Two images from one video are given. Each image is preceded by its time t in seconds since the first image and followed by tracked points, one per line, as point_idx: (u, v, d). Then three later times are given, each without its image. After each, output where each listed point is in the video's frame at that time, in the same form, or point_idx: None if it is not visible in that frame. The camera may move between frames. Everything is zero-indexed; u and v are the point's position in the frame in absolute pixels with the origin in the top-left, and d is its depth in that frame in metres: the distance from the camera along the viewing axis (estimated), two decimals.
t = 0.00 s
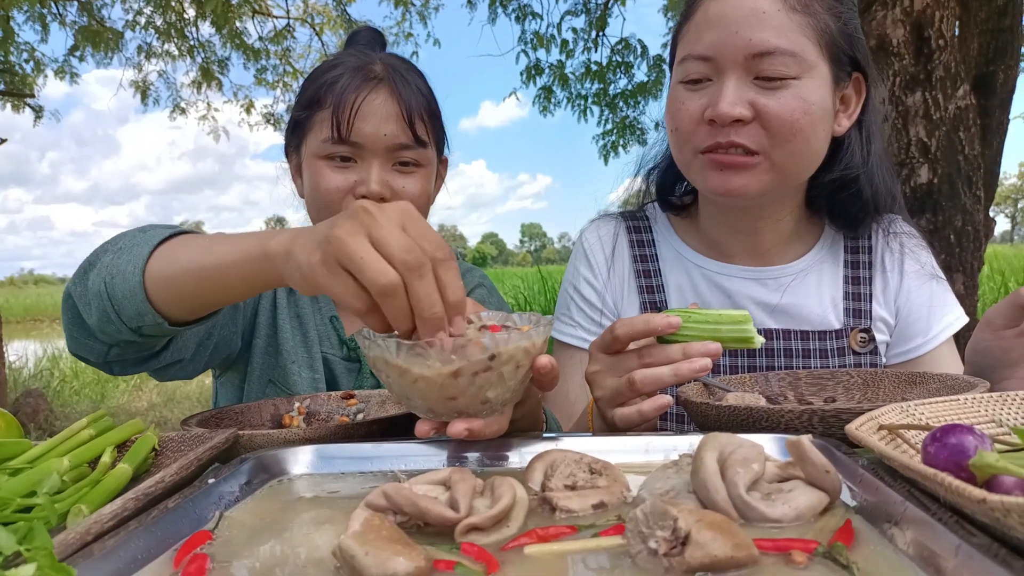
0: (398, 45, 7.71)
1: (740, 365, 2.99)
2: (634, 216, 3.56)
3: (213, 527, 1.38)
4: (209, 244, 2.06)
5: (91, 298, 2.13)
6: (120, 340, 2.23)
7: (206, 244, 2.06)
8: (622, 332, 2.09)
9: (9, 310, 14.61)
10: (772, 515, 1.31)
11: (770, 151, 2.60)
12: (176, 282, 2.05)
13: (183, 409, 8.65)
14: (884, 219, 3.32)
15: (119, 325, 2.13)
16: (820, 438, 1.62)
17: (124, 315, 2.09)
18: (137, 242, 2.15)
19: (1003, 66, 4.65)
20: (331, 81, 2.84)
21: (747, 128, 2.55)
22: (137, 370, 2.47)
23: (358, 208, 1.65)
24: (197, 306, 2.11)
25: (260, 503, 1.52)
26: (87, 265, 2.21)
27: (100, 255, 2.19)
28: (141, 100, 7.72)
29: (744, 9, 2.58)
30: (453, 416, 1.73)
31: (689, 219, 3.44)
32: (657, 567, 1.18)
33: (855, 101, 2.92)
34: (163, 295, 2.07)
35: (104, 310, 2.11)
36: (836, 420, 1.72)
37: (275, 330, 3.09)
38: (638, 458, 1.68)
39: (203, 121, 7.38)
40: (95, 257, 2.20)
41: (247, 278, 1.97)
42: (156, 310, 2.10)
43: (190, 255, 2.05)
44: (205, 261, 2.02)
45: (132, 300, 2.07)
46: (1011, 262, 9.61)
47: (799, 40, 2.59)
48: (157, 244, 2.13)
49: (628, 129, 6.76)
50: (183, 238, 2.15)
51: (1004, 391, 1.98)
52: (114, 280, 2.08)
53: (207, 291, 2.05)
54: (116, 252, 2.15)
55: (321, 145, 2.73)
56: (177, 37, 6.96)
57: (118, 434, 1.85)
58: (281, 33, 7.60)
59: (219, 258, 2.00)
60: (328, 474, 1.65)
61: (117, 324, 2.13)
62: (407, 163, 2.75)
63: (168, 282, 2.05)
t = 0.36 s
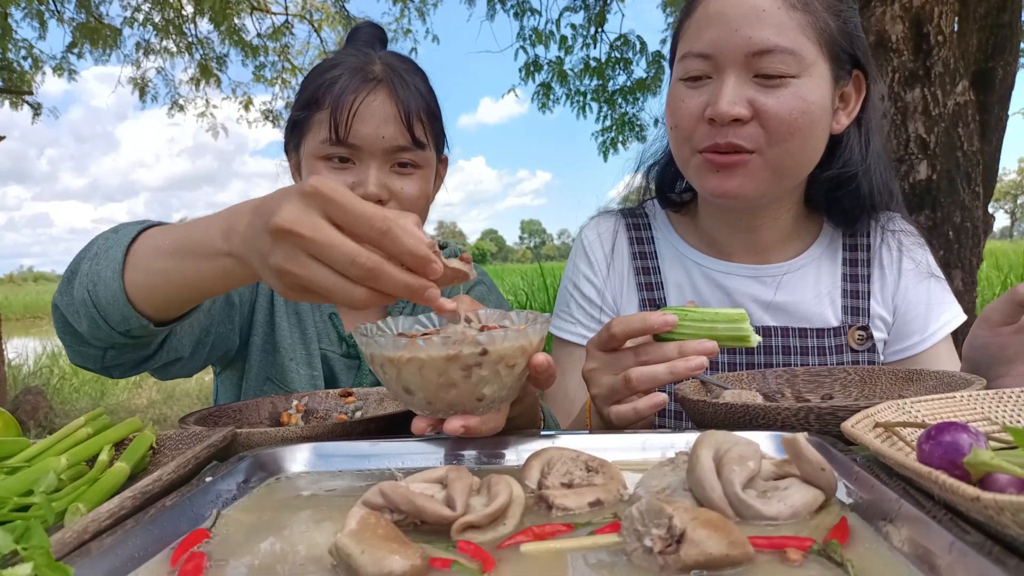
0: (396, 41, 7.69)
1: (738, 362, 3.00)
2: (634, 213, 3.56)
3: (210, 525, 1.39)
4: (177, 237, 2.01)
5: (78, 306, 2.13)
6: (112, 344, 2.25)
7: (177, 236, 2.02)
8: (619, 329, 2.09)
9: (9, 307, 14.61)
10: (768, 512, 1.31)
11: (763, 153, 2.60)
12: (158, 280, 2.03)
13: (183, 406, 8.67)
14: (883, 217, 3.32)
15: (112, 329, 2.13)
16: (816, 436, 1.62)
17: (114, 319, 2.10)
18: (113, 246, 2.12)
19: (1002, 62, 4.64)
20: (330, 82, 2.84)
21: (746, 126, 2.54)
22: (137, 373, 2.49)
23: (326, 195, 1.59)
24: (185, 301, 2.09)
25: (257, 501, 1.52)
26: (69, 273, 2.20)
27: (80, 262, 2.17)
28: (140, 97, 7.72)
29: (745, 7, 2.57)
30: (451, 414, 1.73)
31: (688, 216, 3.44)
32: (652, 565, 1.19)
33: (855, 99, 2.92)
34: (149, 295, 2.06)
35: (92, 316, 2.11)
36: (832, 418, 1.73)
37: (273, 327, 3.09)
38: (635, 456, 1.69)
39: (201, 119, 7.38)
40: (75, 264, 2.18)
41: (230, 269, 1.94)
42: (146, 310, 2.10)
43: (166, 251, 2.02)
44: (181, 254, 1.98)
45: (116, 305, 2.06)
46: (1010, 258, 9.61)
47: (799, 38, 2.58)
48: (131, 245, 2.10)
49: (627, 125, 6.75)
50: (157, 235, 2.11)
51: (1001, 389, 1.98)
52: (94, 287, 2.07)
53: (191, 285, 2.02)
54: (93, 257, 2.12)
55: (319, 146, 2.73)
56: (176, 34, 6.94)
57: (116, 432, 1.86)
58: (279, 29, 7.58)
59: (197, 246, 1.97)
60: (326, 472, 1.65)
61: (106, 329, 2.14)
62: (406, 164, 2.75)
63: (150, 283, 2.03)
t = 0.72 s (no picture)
0: (396, 40, 7.70)
1: (738, 362, 3.00)
2: (635, 212, 3.56)
3: (209, 524, 1.39)
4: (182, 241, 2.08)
5: (69, 298, 2.14)
6: (99, 341, 2.24)
7: (180, 242, 2.09)
8: (617, 329, 2.09)
9: (8, 305, 14.60)
10: (765, 512, 1.32)
11: (774, 150, 2.61)
12: (154, 281, 2.07)
13: (182, 405, 8.67)
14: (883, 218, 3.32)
15: (100, 326, 2.14)
16: (815, 436, 1.63)
17: (104, 314, 2.11)
18: (117, 243, 2.17)
19: (1002, 62, 4.64)
20: (326, 83, 2.84)
21: (750, 125, 2.55)
22: (122, 371, 2.48)
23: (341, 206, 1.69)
24: (178, 304, 2.12)
25: (256, 500, 1.52)
26: (67, 267, 2.22)
27: (80, 256, 2.21)
28: (140, 95, 7.71)
29: (749, 7, 2.56)
30: (447, 412, 1.73)
31: (689, 215, 3.44)
32: (650, 565, 1.19)
33: (858, 99, 2.92)
34: (142, 294, 2.09)
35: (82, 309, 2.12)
36: (831, 418, 1.73)
37: (270, 328, 3.09)
38: (634, 455, 1.69)
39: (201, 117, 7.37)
40: (74, 259, 2.22)
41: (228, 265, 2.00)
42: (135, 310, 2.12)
43: (166, 252, 2.08)
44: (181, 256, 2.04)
45: (110, 299, 2.08)
46: (1009, 258, 9.62)
47: (803, 39, 2.58)
48: (134, 245, 2.16)
49: (626, 125, 6.75)
50: (160, 238, 2.18)
51: (999, 389, 1.98)
52: (91, 278, 2.11)
53: (187, 286, 2.07)
54: (95, 253, 2.17)
55: (316, 147, 2.73)
56: (176, 32, 6.93)
57: (115, 431, 1.86)
58: (279, 28, 7.58)
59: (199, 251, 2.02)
60: (324, 471, 1.65)
61: (95, 324, 2.15)
62: (403, 166, 2.77)
63: (146, 282, 2.07)
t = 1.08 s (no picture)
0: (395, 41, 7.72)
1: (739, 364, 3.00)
2: (636, 213, 3.56)
3: (210, 525, 1.39)
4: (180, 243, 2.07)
5: (75, 307, 2.13)
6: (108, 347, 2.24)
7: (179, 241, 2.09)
8: (617, 331, 2.10)
9: (7, 305, 14.60)
10: (765, 515, 1.32)
11: (772, 150, 2.60)
12: (162, 279, 2.06)
13: (182, 405, 8.68)
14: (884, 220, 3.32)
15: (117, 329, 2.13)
16: (814, 438, 1.63)
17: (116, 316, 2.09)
18: (115, 246, 2.14)
19: (1002, 64, 4.64)
20: (325, 79, 2.86)
21: (751, 128, 2.55)
22: (132, 376, 2.49)
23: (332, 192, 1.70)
24: (187, 302, 2.13)
25: (256, 501, 1.52)
26: (66, 275, 2.20)
27: (79, 263, 2.19)
28: (140, 95, 7.72)
29: (752, 8, 2.56)
30: (449, 410, 1.75)
31: (690, 215, 3.44)
32: (650, 567, 1.19)
33: (860, 102, 2.93)
34: (151, 296, 2.08)
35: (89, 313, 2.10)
36: (830, 420, 1.73)
37: (273, 329, 3.09)
38: (634, 457, 1.69)
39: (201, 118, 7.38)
40: (73, 266, 2.19)
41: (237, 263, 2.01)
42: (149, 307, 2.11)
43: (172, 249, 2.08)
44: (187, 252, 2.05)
45: (116, 304, 2.06)
46: (1008, 259, 9.62)
47: (805, 41, 2.58)
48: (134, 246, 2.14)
49: (626, 125, 6.75)
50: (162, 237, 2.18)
51: (998, 391, 1.98)
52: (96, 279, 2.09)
53: (197, 284, 2.08)
54: (95, 258, 2.14)
55: (316, 142, 2.72)
56: (177, 32, 6.94)
57: (115, 433, 1.86)
58: (279, 28, 7.58)
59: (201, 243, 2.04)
60: (324, 473, 1.66)
61: (103, 330, 2.14)
62: (404, 159, 2.75)
63: (154, 282, 2.06)
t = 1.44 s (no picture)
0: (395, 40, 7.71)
1: (738, 363, 3.01)
2: (636, 214, 3.55)
3: (209, 524, 1.39)
4: (138, 263, 2.02)
5: (46, 334, 2.12)
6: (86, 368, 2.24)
7: (137, 259, 2.05)
8: (616, 331, 2.09)
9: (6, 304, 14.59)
10: (766, 514, 1.31)
11: (778, 148, 2.60)
12: (126, 302, 2.02)
13: (181, 404, 8.68)
14: (884, 221, 3.32)
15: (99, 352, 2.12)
16: (814, 438, 1.63)
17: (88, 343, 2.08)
18: (77, 271, 2.11)
19: (1002, 64, 4.64)
20: (322, 78, 2.89)
21: (762, 124, 2.54)
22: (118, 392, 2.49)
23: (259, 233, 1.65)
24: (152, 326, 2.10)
25: (255, 501, 1.52)
26: (36, 301, 2.19)
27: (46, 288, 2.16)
28: (140, 94, 7.71)
29: (763, 6, 2.55)
30: (451, 413, 1.77)
31: (689, 216, 3.44)
32: (650, 566, 1.19)
33: (862, 101, 2.92)
34: (117, 319, 2.06)
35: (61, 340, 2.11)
36: (830, 420, 1.73)
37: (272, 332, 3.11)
38: (633, 457, 1.69)
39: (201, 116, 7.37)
40: (40, 292, 2.17)
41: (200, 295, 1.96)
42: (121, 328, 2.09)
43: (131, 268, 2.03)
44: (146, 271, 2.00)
45: (84, 333, 2.06)
46: (1007, 260, 9.62)
47: (812, 40, 2.58)
48: (93, 270, 2.11)
49: (626, 125, 6.75)
50: (125, 255, 2.13)
51: (998, 391, 1.98)
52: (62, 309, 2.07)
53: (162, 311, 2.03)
54: (58, 284, 2.11)
55: (315, 137, 2.73)
56: (177, 31, 6.92)
57: (114, 432, 1.85)
58: (279, 27, 7.57)
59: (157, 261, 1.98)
60: (324, 472, 1.65)
61: (77, 355, 2.13)
62: (400, 149, 2.73)
63: (119, 305, 2.02)
